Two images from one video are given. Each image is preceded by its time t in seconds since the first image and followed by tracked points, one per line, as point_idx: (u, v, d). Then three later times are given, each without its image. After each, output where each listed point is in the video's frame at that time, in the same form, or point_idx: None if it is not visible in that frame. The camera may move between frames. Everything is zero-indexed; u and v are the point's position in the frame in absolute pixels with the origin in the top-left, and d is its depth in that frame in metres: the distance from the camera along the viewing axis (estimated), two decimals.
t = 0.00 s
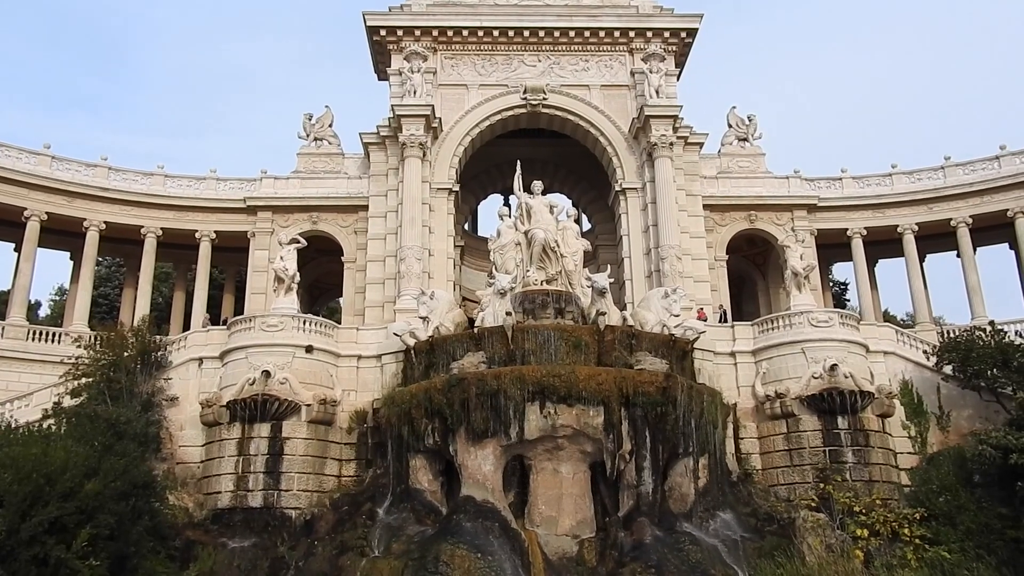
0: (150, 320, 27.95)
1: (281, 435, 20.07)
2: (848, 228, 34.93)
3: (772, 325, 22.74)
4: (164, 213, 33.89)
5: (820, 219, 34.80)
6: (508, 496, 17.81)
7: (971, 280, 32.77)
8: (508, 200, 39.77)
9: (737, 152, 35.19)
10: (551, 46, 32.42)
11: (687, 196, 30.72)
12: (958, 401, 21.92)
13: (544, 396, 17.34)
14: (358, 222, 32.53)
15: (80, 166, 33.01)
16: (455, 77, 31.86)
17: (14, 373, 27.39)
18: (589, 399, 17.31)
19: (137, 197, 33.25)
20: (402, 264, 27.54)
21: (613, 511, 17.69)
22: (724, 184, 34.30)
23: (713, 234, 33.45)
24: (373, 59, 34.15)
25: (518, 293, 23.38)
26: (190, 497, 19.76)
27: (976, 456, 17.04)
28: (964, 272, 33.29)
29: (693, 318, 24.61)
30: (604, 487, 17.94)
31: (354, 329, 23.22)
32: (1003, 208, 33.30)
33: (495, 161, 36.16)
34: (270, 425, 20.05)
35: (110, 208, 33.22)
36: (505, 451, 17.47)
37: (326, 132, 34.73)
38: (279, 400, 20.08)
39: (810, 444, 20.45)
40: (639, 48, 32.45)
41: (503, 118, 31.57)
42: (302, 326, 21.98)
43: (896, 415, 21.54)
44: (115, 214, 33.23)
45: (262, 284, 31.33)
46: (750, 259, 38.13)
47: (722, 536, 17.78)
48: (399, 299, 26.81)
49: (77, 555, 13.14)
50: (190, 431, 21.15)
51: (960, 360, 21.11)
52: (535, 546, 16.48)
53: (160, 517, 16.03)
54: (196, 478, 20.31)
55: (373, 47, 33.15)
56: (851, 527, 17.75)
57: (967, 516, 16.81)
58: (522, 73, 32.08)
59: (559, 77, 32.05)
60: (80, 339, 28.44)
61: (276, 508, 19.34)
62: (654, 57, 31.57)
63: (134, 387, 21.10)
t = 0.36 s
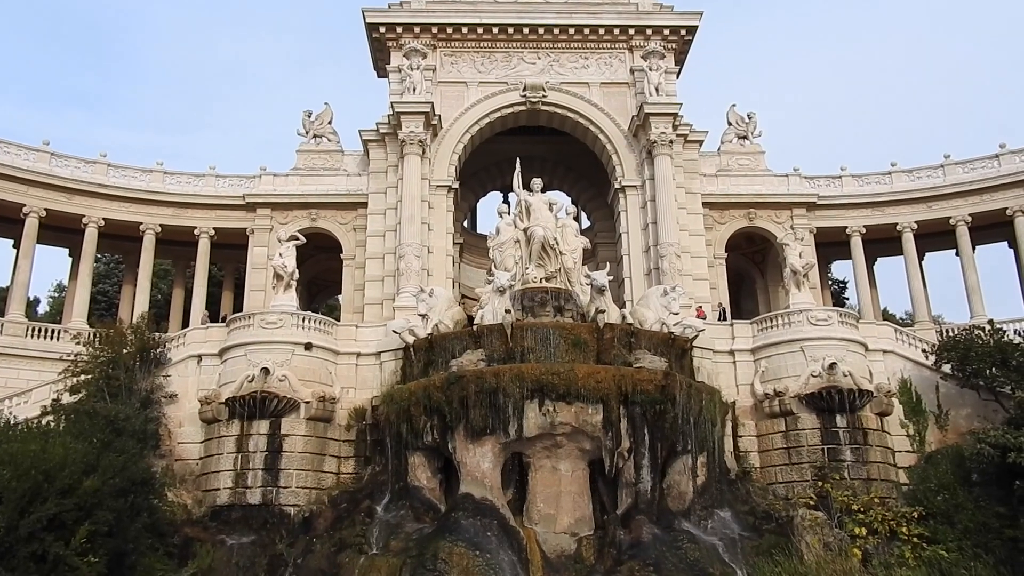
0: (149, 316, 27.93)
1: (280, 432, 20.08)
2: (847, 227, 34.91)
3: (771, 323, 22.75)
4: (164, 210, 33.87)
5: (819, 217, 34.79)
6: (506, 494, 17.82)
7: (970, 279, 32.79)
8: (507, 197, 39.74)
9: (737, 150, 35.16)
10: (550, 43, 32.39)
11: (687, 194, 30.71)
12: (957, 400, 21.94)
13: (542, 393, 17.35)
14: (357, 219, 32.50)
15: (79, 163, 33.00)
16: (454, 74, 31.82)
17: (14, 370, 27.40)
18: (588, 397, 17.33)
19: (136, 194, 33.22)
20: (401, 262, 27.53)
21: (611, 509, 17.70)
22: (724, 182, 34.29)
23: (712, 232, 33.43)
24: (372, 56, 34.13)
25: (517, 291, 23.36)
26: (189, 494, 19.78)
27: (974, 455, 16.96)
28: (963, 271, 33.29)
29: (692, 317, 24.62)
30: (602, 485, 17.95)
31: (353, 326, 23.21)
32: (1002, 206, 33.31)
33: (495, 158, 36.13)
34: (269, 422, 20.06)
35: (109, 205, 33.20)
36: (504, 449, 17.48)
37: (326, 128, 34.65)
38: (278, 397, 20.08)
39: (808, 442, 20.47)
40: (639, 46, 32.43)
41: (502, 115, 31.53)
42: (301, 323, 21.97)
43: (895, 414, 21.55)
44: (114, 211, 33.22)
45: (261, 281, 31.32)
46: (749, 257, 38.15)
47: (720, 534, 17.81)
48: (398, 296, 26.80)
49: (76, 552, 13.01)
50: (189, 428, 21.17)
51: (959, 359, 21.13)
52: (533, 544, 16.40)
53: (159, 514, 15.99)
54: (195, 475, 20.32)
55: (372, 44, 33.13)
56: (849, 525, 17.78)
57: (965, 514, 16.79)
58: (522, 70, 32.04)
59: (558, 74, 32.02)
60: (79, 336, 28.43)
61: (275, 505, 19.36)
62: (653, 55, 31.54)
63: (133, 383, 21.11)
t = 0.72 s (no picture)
0: (148, 312, 27.94)
1: (280, 428, 20.10)
2: (848, 223, 34.90)
3: (771, 319, 22.76)
4: (163, 205, 33.86)
5: (820, 213, 34.78)
6: (506, 489, 17.85)
7: (971, 275, 32.79)
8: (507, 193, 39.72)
9: (737, 146, 35.14)
10: (550, 39, 32.34)
11: (687, 190, 30.71)
12: (956, 397, 21.97)
13: (542, 389, 17.36)
14: (357, 215, 32.49)
15: (78, 158, 32.96)
16: (454, 70, 31.78)
17: (14, 365, 27.42)
18: (587, 392, 17.34)
19: (136, 189, 33.20)
20: (401, 257, 27.54)
21: (611, 504, 17.73)
22: (724, 178, 34.26)
23: (712, 229, 33.43)
24: (372, 51, 34.09)
25: (517, 287, 23.34)
26: (189, 489, 19.81)
27: (973, 452, 16.92)
28: (963, 268, 33.30)
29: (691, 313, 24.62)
30: (601, 480, 17.99)
31: (353, 322, 23.22)
32: (1003, 203, 33.30)
33: (495, 154, 36.09)
34: (269, 418, 20.08)
35: (108, 200, 33.17)
36: (504, 444, 17.50)
37: (325, 124, 34.61)
38: (278, 393, 20.11)
39: (808, 439, 20.51)
40: (639, 41, 32.37)
41: (502, 111, 31.50)
42: (301, 319, 21.97)
43: (895, 410, 21.57)
44: (114, 206, 33.20)
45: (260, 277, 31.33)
46: (749, 253, 38.14)
47: (719, 530, 17.85)
48: (398, 292, 26.80)
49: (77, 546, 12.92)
50: (189, 423, 21.19)
51: (958, 356, 21.15)
52: (533, 539, 16.45)
53: (160, 509, 15.95)
54: (195, 470, 20.36)
55: (372, 39, 33.09)
56: (847, 521, 17.96)
57: (963, 511, 16.74)
58: (522, 66, 32.00)
59: (558, 70, 31.98)
60: (79, 332, 28.43)
61: (275, 500, 19.39)
62: (653, 50, 31.49)
63: (133, 379, 21.13)
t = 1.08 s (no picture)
0: (151, 297, 27.95)
1: (283, 413, 20.15)
2: (851, 208, 34.80)
3: (774, 305, 22.73)
4: (165, 190, 33.82)
5: (823, 198, 34.68)
6: (508, 474, 17.91)
7: (974, 260, 32.73)
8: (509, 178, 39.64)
9: (740, 131, 35.00)
10: (553, 23, 32.17)
11: (690, 175, 30.60)
12: (959, 382, 21.98)
13: (544, 373, 17.39)
14: (359, 200, 32.44)
15: (79, 143, 32.89)
16: (456, 54, 31.64)
17: (17, 350, 27.47)
18: (589, 377, 17.36)
19: (138, 174, 33.15)
20: (403, 243, 27.52)
21: (613, 489, 17.78)
22: (727, 163, 34.15)
23: (715, 214, 33.38)
24: (374, 36, 33.94)
25: (519, 272, 23.29)
26: (193, 473, 19.90)
27: (976, 436, 16.74)
28: (967, 253, 33.22)
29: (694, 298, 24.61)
30: (604, 465, 18.03)
31: (355, 307, 23.23)
32: (1007, 187, 33.19)
33: (497, 139, 35.99)
34: (272, 402, 20.14)
35: (110, 185, 33.12)
36: (506, 429, 17.53)
37: (327, 109, 34.52)
38: (281, 377, 20.19)
39: (810, 424, 20.55)
40: (642, 25, 32.19)
41: (505, 96, 31.38)
42: (303, 304, 21.98)
43: (897, 396, 21.62)
44: (116, 192, 33.17)
45: (263, 262, 31.34)
46: (752, 238, 38.06)
47: (721, 514, 17.90)
48: (400, 277, 26.81)
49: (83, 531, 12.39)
50: (193, 408, 21.23)
51: (961, 341, 21.13)
52: (535, 523, 16.58)
53: (164, 493, 15.87)
54: (199, 454, 20.45)
55: (373, 23, 32.94)
56: (849, 506, 18.02)
57: (965, 495, 16.80)
58: (524, 50, 31.84)
59: (561, 54, 31.82)
60: (82, 317, 28.46)
61: (278, 484, 19.48)
62: (657, 34, 31.30)
63: (137, 363, 21.21)
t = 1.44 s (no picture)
0: (154, 283, 27.97)
1: (286, 398, 20.21)
2: (854, 193, 34.71)
3: (776, 290, 22.71)
4: (167, 177, 33.78)
5: (826, 183, 34.59)
6: (511, 459, 17.96)
7: (978, 246, 32.67)
8: (512, 164, 39.54)
9: (743, 116, 34.86)
10: (555, 7, 31.99)
11: (692, 160, 30.51)
12: (961, 367, 22.01)
13: (547, 359, 17.41)
14: (361, 186, 32.39)
15: (81, 130, 32.82)
16: (458, 39, 31.47)
17: (21, 337, 27.53)
18: (592, 362, 17.39)
19: (139, 161, 33.10)
20: (405, 229, 27.52)
21: (615, 474, 17.82)
22: (730, 147, 34.03)
23: (718, 199, 33.31)
24: (375, 21, 33.77)
25: (521, 258, 23.27)
26: (197, 459, 19.98)
27: (978, 422, 16.75)
28: (970, 238, 33.16)
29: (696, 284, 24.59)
30: (606, 450, 18.06)
31: (357, 293, 23.23)
32: (1011, 173, 33.08)
33: (499, 124, 35.87)
34: (275, 388, 20.17)
35: (112, 172, 33.08)
36: (508, 414, 17.58)
37: (328, 94, 34.41)
38: (284, 363, 20.20)
39: (812, 409, 20.58)
40: (645, 9, 32.00)
41: (507, 81, 31.25)
42: (306, 290, 21.98)
43: (899, 381, 21.66)
44: (117, 178, 33.13)
45: (265, 248, 31.34)
46: (755, 224, 37.99)
47: (723, 499, 17.93)
48: (403, 263, 26.81)
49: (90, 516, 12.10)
50: (196, 393, 21.31)
51: (964, 326, 21.11)
52: (537, 507, 16.63)
53: (168, 479, 15.87)
54: (203, 440, 20.53)
55: (375, 8, 32.78)
56: (851, 490, 18.09)
57: (967, 480, 16.85)
58: (526, 34, 31.67)
59: (563, 39, 31.66)
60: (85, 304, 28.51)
61: (282, 469, 19.55)
62: (660, 18, 31.11)
63: (140, 350, 21.25)
